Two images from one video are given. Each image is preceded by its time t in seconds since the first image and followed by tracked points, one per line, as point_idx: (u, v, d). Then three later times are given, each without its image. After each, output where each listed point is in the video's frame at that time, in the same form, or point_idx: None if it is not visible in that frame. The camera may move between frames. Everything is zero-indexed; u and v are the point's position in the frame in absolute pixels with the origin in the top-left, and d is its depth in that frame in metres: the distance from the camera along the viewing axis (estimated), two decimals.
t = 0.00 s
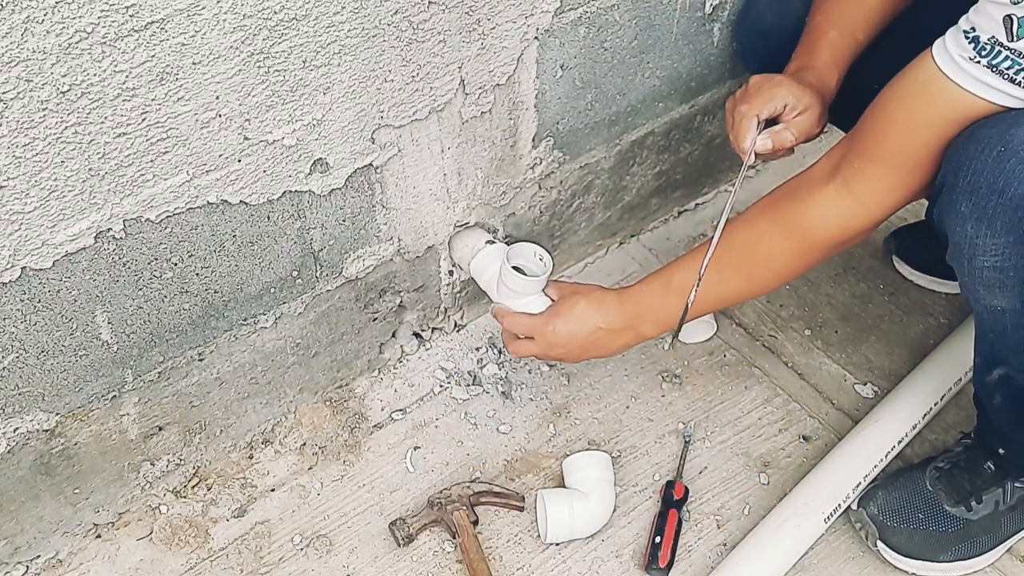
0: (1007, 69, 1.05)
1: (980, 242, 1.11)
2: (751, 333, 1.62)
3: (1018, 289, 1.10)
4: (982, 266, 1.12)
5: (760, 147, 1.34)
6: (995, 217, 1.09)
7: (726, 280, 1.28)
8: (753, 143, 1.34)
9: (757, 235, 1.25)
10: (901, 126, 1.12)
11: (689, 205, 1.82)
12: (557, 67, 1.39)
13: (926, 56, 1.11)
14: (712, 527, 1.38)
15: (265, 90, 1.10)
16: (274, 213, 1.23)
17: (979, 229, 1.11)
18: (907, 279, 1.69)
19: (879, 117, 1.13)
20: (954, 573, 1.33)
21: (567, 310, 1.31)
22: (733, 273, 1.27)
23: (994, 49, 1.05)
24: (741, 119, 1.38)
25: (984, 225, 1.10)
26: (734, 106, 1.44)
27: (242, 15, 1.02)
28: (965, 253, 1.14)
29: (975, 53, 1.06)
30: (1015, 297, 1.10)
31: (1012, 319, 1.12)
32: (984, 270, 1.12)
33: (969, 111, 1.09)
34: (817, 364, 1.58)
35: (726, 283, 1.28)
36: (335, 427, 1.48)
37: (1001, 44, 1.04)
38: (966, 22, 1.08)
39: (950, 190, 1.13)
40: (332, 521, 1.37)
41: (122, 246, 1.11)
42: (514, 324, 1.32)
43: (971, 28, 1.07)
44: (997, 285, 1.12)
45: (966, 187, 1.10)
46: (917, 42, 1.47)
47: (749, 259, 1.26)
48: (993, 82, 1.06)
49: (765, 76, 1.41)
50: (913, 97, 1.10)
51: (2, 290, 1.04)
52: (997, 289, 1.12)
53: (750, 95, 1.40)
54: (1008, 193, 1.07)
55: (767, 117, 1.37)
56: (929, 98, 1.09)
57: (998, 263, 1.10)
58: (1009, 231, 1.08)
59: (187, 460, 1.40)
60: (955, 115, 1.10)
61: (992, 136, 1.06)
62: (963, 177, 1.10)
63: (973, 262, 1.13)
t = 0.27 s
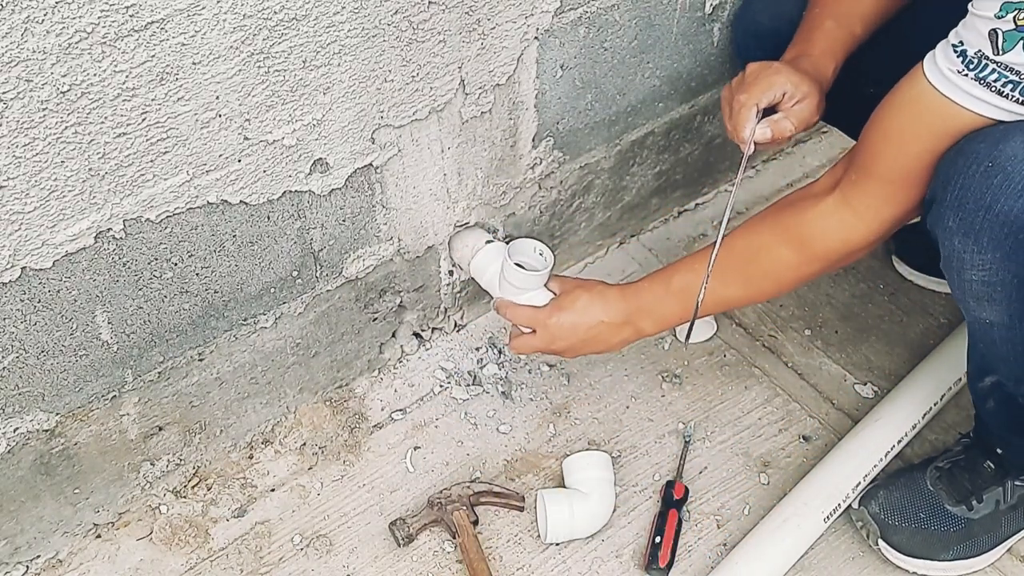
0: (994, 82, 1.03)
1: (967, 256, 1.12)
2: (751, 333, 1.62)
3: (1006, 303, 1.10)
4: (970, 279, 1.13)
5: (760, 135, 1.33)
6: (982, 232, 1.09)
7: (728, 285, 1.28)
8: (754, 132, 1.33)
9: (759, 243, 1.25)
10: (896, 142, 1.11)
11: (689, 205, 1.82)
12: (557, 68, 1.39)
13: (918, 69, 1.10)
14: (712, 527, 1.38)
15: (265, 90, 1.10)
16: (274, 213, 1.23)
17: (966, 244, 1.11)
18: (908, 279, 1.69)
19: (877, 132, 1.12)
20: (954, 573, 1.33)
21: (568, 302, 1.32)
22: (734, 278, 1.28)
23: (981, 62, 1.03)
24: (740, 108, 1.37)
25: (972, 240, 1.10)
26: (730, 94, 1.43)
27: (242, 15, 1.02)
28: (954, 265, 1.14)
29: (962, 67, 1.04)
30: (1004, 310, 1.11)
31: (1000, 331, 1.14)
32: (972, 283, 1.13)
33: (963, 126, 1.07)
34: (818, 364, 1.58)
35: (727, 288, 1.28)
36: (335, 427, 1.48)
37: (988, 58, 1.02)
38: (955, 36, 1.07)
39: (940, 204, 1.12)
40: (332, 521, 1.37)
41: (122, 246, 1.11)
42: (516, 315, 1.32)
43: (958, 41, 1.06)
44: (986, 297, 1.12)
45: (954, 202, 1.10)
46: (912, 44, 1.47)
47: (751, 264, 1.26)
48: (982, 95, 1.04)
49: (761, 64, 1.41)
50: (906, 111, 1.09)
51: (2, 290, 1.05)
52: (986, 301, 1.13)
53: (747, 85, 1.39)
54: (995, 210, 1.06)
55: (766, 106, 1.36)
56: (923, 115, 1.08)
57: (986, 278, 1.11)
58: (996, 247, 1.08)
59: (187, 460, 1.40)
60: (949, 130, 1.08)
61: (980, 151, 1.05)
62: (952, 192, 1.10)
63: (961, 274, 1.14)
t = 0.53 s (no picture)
0: (976, 90, 1.02)
1: (945, 268, 1.13)
2: (751, 333, 1.62)
3: (985, 314, 1.12)
4: (950, 290, 1.14)
5: (762, 104, 1.34)
6: (957, 246, 1.10)
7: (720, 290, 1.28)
8: (756, 101, 1.33)
9: (752, 247, 1.25)
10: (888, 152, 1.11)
11: (689, 205, 1.83)
12: (557, 67, 1.39)
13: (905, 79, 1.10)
14: (712, 527, 1.38)
15: (265, 90, 1.10)
16: (275, 213, 1.23)
17: (944, 257, 1.12)
18: (908, 279, 1.70)
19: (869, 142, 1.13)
20: (954, 573, 1.33)
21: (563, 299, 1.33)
22: (728, 285, 1.27)
23: (962, 70, 1.02)
24: (739, 78, 1.36)
25: (948, 253, 1.11)
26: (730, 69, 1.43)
27: (242, 15, 1.02)
28: (935, 275, 1.16)
29: (945, 75, 1.04)
30: (984, 321, 1.13)
31: (982, 341, 1.15)
32: (952, 293, 1.15)
33: (959, 133, 1.07)
34: (817, 364, 1.58)
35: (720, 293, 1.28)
36: (335, 427, 1.48)
37: (968, 66, 1.02)
38: (938, 45, 1.06)
39: (917, 216, 1.13)
40: (332, 521, 1.37)
41: (122, 246, 1.11)
42: (510, 313, 1.34)
43: (940, 50, 1.06)
44: (966, 308, 1.14)
45: (930, 215, 1.11)
46: (909, 45, 1.47)
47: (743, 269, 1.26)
48: (966, 104, 1.04)
49: (760, 36, 1.41)
50: (894, 122, 1.09)
51: (2, 290, 1.04)
52: (967, 311, 1.15)
53: (747, 54, 1.39)
54: (969, 225, 1.08)
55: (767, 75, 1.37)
56: (913, 125, 1.08)
57: (965, 289, 1.12)
58: (972, 261, 1.09)
59: (187, 460, 1.40)
60: (938, 140, 1.08)
61: (956, 163, 1.06)
62: (927, 206, 1.11)
63: (941, 285, 1.16)
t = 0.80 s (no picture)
0: (981, 84, 1.03)
1: (948, 276, 1.13)
2: (751, 333, 1.62)
3: (990, 321, 1.12)
4: (953, 297, 1.14)
5: (765, 108, 1.33)
6: (960, 254, 1.10)
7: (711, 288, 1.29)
8: (758, 104, 1.33)
9: (745, 242, 1.26)
10: (882, 146, 1.11)
11: (689, 205, 1.83)
12: (557, 67, 1.39)
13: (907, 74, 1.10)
14: (712, 527, 1.38)
15: (265, 90, 1.10)
16: (275, 213, 1.23)
17: (947, 265, 1.12)
18: (908, 280, 1.70)
19: (865, 134, 1.13)
20: (955, 573, 1.33)
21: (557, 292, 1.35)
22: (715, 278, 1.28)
23: (968, 65, 1.03)
24: (740, 82, 1.37)
25: (951, 261, 1.11)
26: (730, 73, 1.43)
27: (242, 15, 1.02)
28: (937, 283, 1.16)
29: (950, 69, 1.05)
30: (988, 327, 1.13)
31: (986, 347, 1.15)
32: (955, 301, 1.14)
33: (957, 133, 1.07)
34: (817, 364, 1.58)
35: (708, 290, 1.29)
36: (335, 427, 1.48)
37: (976, 60, 1.03)
38: (943, 40, 1.08)
39: (919, 224, 1.13)
40: (332, 521, 1.37)
41: (122, 246, 1.11)
42: (502, 296, 1.35)
43: (944, 45, 1.07)
44: (970, 315, 1.14)
45: (932, 224, 1.11)
46: (909, 46, 1.47)
47: (733, 264, 1.27)
48: (969, 99, 1.04)
49: (759, 39, 1.41)
50: (893, 116, 1.09)
51: (2, 290, 1.04)
52: (970, 317, 1.14)
53: (747, 59, 1.40)
54: (971, 233, 1.08)
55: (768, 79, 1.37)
56: (911, 120, 1.08)
57: (968, 297, 1.12)
58: (975, 268, 1.09)
59: (187, 460, 1.40)
60: (934, 136, 1.08)
61: (958, 170, 1.06)
62: (929, 213, 1.11)
63: (944, 292, 1.15)
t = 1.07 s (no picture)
0: (1006, 91, 1.03)
1: (986, 267, 1.11)
2: (751, 333, 1.62)
3: None
4: (989, 290, 1.12)
5: (771, 125, 1.33)
6: (1002, 244, 1.08)
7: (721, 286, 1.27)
8: (765, 122, 1.33)
9: (758, 241, 1.25)
10: (904, 145, 1.11)
11: (689, 205, 1.82)
12: (557, 68, 1.39)
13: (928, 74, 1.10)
14: (712, 527, 1.38)
15: (265, 90, 1.10)
16: (274, 213, 1.23)
17: (986, 255, 1.10)
18: (908, 279, 1.70)
19: (885, 134, 1.13)
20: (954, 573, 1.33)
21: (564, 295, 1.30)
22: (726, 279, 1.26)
23: (991, 70, 1.03)
24: (746, 100, 1.37)
25: (991, 251, 1.10)
26: (737, 87, 1.43)
27: (242, 15, 1.02)
28: (972, 275, 1.14)
29: (971, 74, 1.04)
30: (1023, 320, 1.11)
31: (1018, 340, 1.13)
32: (991, 294, 1.12)
33: (973, 132, 1.07)
34: (817, 364, 1.58)
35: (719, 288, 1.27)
36: (335, 427, 1.48)
37: (997, 65, 1.02)
38: (962, 44, 1.07)
39: (958, 215, 1.12)
40: (332, 521, 1.37)
41: (122, 246, 1.11)
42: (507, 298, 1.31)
43: (964, 49, 1.06)
44: (1005, 308, 1.12)
45: (974, 212, 1.10)
46: (914, 45, 1.47)
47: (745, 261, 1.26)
48: (995, 105, 1.04)
49: (765, 52, 1.41)
50: (916, 117, 1.09)
51: (2, 289, 1.04)
52: (1004, 311, 1.12)
53: (753, 74, 1.39)
54: (1016, 221, 1.06)
55: (774, 95, 1.37)
56: (936, 121, 1.08)
57: (1005, 290, 1.10)
58: (1017, 258, 1.08)
59: (187, 460, 1.40)
60: (959, 137, 1.08)
61: (999, 159, 1.06)
62: (970, 202, 1.10)
63: (979, 284, 1.13)
